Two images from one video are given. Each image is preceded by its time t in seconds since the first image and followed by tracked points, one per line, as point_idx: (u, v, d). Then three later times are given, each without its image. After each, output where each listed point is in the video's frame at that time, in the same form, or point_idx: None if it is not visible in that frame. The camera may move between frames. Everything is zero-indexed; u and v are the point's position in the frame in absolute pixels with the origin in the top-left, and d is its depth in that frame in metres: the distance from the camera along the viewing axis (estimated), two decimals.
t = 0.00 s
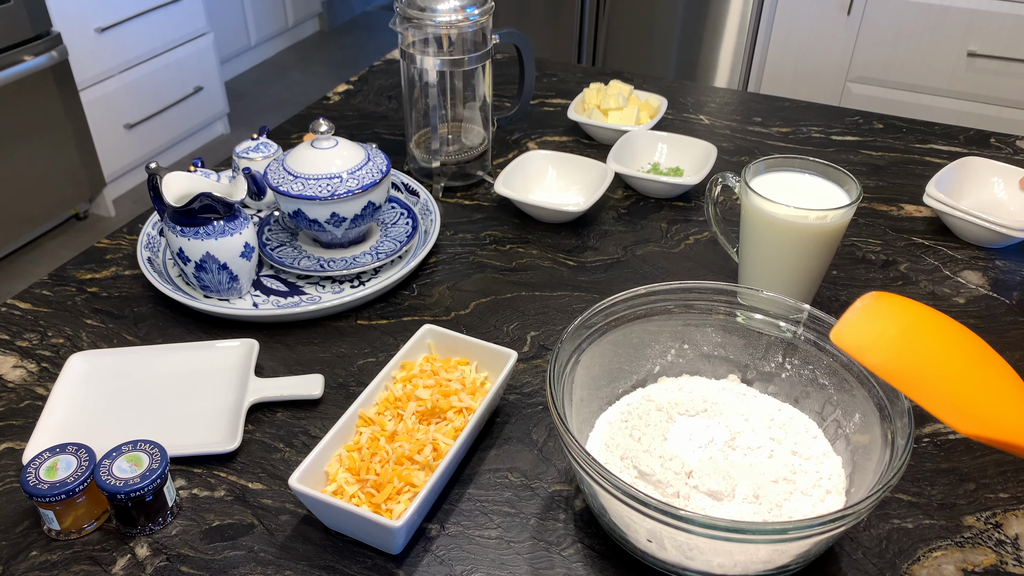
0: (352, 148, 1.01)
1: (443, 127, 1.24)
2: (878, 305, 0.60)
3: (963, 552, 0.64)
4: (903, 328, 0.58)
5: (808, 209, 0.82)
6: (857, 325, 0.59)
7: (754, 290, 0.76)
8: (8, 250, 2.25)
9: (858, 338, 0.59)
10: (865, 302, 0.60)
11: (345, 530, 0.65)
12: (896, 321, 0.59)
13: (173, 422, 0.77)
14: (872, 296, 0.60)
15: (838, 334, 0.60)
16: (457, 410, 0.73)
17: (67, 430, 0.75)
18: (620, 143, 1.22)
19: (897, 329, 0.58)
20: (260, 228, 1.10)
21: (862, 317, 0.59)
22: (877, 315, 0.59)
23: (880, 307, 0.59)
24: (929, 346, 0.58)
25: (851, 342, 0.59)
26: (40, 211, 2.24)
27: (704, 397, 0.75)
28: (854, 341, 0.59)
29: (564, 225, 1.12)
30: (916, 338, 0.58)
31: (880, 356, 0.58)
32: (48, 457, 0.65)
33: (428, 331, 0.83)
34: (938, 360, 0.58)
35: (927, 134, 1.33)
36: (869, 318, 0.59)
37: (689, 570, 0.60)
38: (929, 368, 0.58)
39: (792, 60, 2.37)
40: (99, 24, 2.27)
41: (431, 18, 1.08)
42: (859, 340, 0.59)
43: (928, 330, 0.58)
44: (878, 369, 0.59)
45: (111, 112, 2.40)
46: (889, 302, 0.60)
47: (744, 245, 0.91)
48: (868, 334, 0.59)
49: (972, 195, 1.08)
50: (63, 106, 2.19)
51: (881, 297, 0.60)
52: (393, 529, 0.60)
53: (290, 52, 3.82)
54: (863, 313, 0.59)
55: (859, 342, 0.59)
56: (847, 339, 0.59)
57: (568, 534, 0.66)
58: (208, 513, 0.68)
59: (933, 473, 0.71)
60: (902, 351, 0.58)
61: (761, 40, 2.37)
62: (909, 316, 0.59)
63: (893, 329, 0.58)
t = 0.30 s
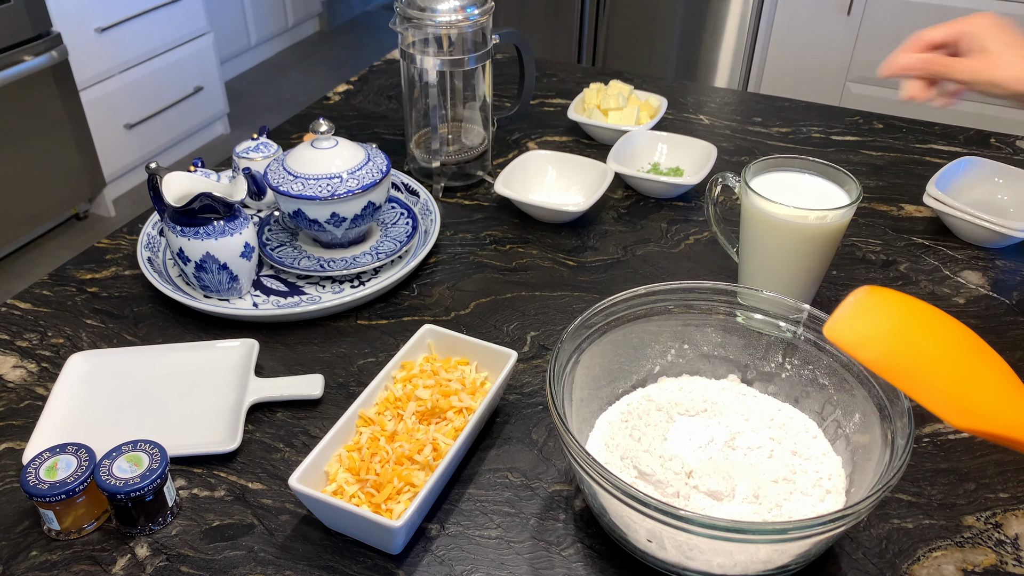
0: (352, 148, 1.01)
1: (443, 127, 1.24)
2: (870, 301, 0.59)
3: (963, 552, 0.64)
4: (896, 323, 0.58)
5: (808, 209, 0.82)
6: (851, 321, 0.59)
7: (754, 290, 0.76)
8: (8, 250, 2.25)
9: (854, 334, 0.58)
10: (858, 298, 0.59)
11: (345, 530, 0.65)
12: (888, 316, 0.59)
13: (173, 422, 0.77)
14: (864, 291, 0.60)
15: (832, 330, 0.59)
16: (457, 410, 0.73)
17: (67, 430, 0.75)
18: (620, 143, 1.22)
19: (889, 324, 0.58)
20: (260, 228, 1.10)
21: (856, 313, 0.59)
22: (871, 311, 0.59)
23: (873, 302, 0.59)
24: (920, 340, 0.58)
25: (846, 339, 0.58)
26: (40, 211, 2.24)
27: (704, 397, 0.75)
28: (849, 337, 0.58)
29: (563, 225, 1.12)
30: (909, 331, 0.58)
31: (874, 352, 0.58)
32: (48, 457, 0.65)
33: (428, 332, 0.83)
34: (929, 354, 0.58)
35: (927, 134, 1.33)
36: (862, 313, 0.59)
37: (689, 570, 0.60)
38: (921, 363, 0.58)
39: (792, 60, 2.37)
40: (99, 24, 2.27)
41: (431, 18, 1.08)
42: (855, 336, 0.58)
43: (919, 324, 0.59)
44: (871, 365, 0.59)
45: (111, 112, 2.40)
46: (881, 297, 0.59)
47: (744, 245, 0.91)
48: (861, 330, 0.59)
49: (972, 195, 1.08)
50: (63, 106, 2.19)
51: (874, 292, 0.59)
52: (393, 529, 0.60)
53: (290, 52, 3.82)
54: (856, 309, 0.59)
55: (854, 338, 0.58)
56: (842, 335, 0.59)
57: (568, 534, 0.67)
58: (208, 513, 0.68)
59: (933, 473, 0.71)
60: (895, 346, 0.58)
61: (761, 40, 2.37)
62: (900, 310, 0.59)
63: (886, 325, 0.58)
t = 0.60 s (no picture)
0: (352, 148, 1.01)
1: (443, 128, 1.24)
2: (863, 283, 0.60)
3: (963, 552, 0.64)
4: (888, 304, 0.59)
5: (808, 209, 0.82)
6: (842, 303, 0.60)
7: (754, 290, 0.76)
8: (8, 250, 2.25)
9: (845, 314, 0.59)
10: (851, 280, 0.60)
11: (344, 530, 0.65)
12: (880, 297, 0.59)
13: (173, 422, 0.77)
14: (858, 273, 0.60)
15: (824, 311, 0.60)
16: (457, 410, 0.73)
17: (67, 430, 0.75)
18: (620, 143, 1.22)
19: (881, 306, 0.59)
20: (260, 228, 1.10)
21: (848, 294, 0.60)
22: (863, 292, 0.60)
23: (866, 284, 0.60)
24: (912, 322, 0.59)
25: (837, 319, 0.60)
26: (40, 211, 2.24)
27: (704, 397, 0.75)
28: (840, 318, 0.59)
29: (564, 225, 1.12)
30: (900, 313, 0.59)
31: (865, 333, 0.59)
32: (48, 457, 0.65)
33: (428, 331, 0.83)
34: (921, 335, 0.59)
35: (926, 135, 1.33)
36: (854, 294, 0.60)
37: (689, 570, 0.60)
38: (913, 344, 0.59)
39: (792, 60, 2.37)
40: (99, 24, 2.27)
41: (431, 18, 1.08)
42: (845, 317, 0.59)
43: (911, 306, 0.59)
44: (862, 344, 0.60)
45: (111, 112, 2.40)
46: (874, 279, 0.60)
47: (744, 245, 0.91)
48: (853, 310, 0.60)
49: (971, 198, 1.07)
50: (63, 106, 2.19)
51: (867, 274, 0.60)
52: (393, 529, 0.60)
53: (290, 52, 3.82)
54: (848, 290, 0.60)
55: (844, 318, 0.59)
56: (833, 316, 0.60)
57: (568, 534, 0.67)
58: (208, 513, 0.68)
59: (933, 473, 0.71)
60: (887, 327, 0.59)
61: (761, 40, 2.37)
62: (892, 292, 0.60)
63: (878, 306, 0.59)
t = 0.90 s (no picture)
0: (352, 148, 1.01)
1: (443, 128, 1.24)
2: (838, 307, 0.61)
3: (963, 552, 0.64)
4: (865, 325, 0.60)
5: (808, 209, 0.82)
6: (820, 327, 0.61)
7: (754, 290, 0.76)
8: (8, 250, 2.25)
9: (823, 338, 0.60)
10: (826, 304, 0.61)
11: (344, 530, 0.65)
12: (857, 318, 0.60)
13: (173, 422, 0.77)
14: (831, 298, 0.62)
15: (803, 337, 0.61)
16: (457, 410, 0.73)
17: (67, 430, 0.75)
18: (620, 142, 1.21)
19: (859, 328, 0.60)
20: (260, 228, 1.10)
21: (825, 318, 0.61)
22: (839, 315, 0.61)
23: (841, 307, 0.61)
24: (890, 341, 0.60)
25: (817, 344, 0.60)
26: (40, 211, 2.24)
27: (704, 397, 0.75)
28: (820, 342, 0.60)
29: (563, 225, 1.12)
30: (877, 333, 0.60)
31: (846, 355, 0.60)
32: (48, 457, 0.65)
33: (428, 331, 0.83)
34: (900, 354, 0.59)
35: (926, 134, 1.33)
36: (830, 317, 0.61)
37: (689, 570, 0.60)
38: (896, 363, 0.59)
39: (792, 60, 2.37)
40: (99, 24, 2.27)
41: (431, 18, 1.08)
42: (825, 341, 0.60)
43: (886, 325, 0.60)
44: (845, 368, 0.60)
45: (111, 112, 2.40)
46: (848, 301, 0.61)
47: (744, 245, 0.91)
48: (831, 334, 0.60)
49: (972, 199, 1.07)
50: (63, 106, 2.19)
51: (841, 298, 0.61)
52: (393, 529, 0.60)
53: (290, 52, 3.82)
54: (824, 314, 0.61)
55: (823, 342, 0.60)
56: (812, 341, 0.60)
57: (568, 534, 0.67)
58: (208, 513, 0.68)
59: (933, 473, 0.71)
60: (867, 349, 0.59)
61: (761, 40, 2.38)
62: (867, 312, 0.61)
63: (856, 328, 0.60)
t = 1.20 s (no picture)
0: (352, 148, 1.01)
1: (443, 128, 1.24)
2: (839, 320, 0.61)
3: (963, 552, 0.64)
4: (866, 336, 0.60)
5: (808, 209, 0.82)
6: (822, 341, 0.61)
7: (754, 290, 0.76)
8: (8, 250, 2.25)
9: (826, 352, 0.60)
10: (828, 318, 0.62)
11: (344, 530, 0.65)
12: (858, 332, 0.60)
13: (173, 421, 0.77)
14: (833, 312, 0.62)
15: (806, 351, 0.61)
16: (457, 410, 0.73)
17: (67, 430, 0.75)
18: (620, 142, 1.21)
19: (860, 339, 0.60)
20: (260, 228, 1.10)
21: (827, 332, 0.61)
22: (841, 329, 0.61)
23: (842, 321, 0.61)
24: (892, 351, 0.60)
25: (820, 358, 0.60)
26: (40, 211, 2.24)
27: (704, 397, 0.75)
28: (822, 356, 0.60)
29: (563, 225, 1.12)
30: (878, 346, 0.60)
31: (849, 368, 0.60)
32: (48, 457, 0.65)
33: (428, 331, 0.83)
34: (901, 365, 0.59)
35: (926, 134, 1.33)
36: (832, 331, 0.61)
37: (689, 570, 0.60)
38: (899, 375, 0.59)
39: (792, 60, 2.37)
40: (99, 24, 2.27)
41: (431, 18, 1.08)
42: (828, 355, 0.60)
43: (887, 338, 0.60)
44: (848, 381, 0.60)
45: (111, 112, 2.40)
46: (849, 315, 0.61)
47: (744, 245, 0.91)
48: (833, 348, 0.60)
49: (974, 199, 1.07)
50: (63, 106, 2.19)
51: (842, 312, 0.62)
52: (393, 529, 0.60)
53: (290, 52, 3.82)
54: (826, 328, 0.61)
55: (826, 356, 0.60)
56: (816, 355, 0.60)
57: (568, 534, 0.67)
58: (208, 513, 0.68)
59: (933, 473, 0.71)
60: (870, 360, 0.59)
61: (761, 40, 2.38)
62: (868, 325, 0.61)
63: (857, 341, 0.60)
